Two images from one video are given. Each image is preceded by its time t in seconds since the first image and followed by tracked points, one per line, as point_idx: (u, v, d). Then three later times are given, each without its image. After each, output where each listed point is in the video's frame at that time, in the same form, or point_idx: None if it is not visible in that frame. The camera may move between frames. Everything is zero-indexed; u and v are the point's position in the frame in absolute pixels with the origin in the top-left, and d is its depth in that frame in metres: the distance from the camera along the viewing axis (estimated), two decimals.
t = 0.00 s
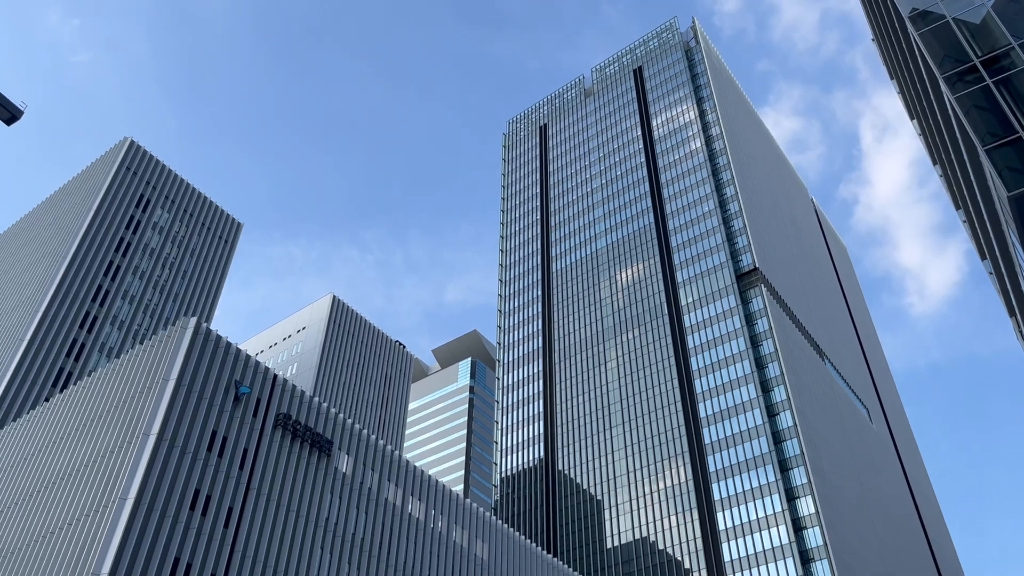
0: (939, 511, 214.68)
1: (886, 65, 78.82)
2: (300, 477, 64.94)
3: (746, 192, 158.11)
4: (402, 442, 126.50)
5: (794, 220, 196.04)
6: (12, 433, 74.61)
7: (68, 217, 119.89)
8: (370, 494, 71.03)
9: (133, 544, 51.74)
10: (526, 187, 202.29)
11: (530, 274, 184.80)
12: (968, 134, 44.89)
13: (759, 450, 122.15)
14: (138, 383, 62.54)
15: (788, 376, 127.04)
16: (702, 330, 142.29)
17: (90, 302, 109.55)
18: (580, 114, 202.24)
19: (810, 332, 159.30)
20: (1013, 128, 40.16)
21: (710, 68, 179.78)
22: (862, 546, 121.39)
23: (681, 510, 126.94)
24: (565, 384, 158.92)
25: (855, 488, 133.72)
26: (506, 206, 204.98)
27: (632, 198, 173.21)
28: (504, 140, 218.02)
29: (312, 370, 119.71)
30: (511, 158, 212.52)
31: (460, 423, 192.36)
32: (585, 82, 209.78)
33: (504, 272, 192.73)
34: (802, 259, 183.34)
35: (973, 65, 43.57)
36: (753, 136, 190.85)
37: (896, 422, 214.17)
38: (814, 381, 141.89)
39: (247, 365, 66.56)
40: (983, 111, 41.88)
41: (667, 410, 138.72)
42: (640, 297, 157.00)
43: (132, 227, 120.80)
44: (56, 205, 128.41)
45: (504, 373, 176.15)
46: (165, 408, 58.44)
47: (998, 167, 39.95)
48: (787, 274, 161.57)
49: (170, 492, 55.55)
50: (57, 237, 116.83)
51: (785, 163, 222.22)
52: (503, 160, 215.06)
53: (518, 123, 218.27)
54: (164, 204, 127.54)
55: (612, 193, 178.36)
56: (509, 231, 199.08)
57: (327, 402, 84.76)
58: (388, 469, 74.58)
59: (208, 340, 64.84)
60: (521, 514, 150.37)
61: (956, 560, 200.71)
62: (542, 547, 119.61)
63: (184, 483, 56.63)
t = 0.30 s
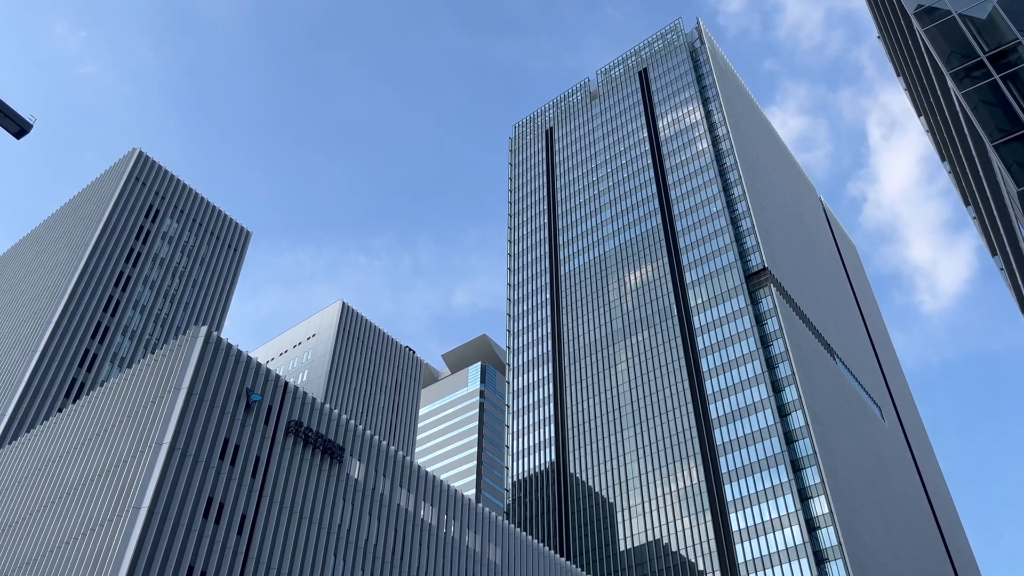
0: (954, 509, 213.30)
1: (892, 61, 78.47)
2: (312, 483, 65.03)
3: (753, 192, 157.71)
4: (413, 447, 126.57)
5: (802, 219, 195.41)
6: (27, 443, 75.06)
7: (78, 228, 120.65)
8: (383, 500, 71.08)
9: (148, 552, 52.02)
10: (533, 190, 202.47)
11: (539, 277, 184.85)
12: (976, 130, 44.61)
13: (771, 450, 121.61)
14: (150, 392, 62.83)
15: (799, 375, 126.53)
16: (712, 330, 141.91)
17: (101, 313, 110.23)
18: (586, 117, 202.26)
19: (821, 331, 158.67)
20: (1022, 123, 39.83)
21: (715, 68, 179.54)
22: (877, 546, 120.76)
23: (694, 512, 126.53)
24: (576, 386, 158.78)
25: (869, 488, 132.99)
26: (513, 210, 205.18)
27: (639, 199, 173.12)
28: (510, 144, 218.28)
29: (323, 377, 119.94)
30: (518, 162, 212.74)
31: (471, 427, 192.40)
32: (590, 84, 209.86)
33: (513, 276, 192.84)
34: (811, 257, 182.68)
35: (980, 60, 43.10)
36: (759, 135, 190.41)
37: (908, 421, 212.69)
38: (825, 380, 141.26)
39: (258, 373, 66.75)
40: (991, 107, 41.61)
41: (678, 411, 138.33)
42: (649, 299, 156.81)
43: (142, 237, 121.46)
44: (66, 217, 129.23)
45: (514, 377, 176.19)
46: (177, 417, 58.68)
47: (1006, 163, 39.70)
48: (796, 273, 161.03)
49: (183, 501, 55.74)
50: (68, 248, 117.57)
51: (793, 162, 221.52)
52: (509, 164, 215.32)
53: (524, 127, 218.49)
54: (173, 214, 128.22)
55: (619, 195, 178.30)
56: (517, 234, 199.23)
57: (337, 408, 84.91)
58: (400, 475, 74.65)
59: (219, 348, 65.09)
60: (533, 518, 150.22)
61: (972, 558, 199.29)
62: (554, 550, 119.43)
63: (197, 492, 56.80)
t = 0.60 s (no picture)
0: (972, 507, 211.49)
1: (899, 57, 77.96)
2: (325, 489, 65.12)
3: (763, 191, 157.14)
4: (427, 451, 126.68)
5: (813, 217, 194.59)
6: (43, 454, 75.61)
7: (90, 239, 121.50)
8: (397, 505, 71.16)
9: (164, 561, 52.27)
10: (542, 193, 202.62)
11: (549, 279, 184.80)
12: (987, 124, 44.33)
13: (786, 450, 120.95)
14: (164, 401, 63.15)
15: (812, 374, 125.89)
16: (724, 330, 141.42)
17: (114, 323, 110.98)
18: (594, 119, 202.14)
19: (833, 329, 157.88)
20: None
21: (723, 67, 179.07)
22: (894, 544, 119.94)
23: (708, 513, 126.00)
24: (588, 389, 158.61)
25: (885, 486, 132.09)
26: (522, 213, 205.28)
27: (648, 200, 172.87)
28: (519, 148, 218.52)
29: (335, 383, 120.23)
30: (526, 165, 212.90)
31: (484, 431, 192.42)
32: (597, 86, 209.85)
33: (523, 279, 192.90)
34: (822, 255, 181.79)
35: (990, 54, 42.65)
36: (768, 134, 189.81)
37: (924, 418, 211.15)
38: (839, 379, 140.45)
39: (271, 380, 67.00)
40: (1001, 101, 41.36)
41: (691, 412, 137.84)
42: (660, 300, 156.48)
43: (153, 246, 122.21)
44: (78, 228, 130.10)
45: (526, 380, 176.11)
46: (191, 425, 58.90)
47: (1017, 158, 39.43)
48: (807, 271, 160.27)
49: (199, 509, 55.97)
50: (81, 259, 118.40)
51: (802, 160, 220.68)
52: (518, 167, 215.56)
53: (531, 130, 218.72)
54: (184, 224, 128.95)
55: (628, 197, 178.11)
56: (526, 237, 199.30)
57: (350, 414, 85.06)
58: (414, 480, 74.72)
59: (231, 356, 65.40)
60: (547, 521, 149.98)
61: (991, 556, 197.55)
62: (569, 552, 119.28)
63: (212, 499, 57.06)
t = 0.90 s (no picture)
0: (991, 504, 209.51)
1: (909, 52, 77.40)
2: (340, 494, 65.26)
3: (774, 189, 156.47)
4: (441, 455, 126.73)
5: (824, 214, 193.60)
6: (59, 464, 76.13)
7: (104, 248, 122.38)
8: (412, 509, 71.26)
9: (181, 568, 52.47)
10: (552, 195, 202.63)
11: (560, 282, 184.70)
12: (998, 118, 43.97)
13: (801, 449, 120.26)
14: (179, 408, 63.51)
15: (826, 373, 125.18)
16: (736, 330, 140.84)
17: (129, 332, 111.72)
18: (602, 120, 201.89)
19: (847, 327, 156.95)
20: None
21: (731, 66, 178.46)
22: (912, 543, 119.05)
23: (724, 513, 125.43)
24: (601, 390, 158.36)
25: (902, 484, 131.13)
26: (532, 215, 205.34)
27: (659, 201, 172.49)
28: (528, 150, 218.66)
29: (349, 388, 120.53)
30: (535, 167, 212.97)
31: (497, 435, 192.43)
32: (605, 87, 209.70)
33: (534, 282, 192.87)
34: (834, 253, 180.73)
35: (1001, 48, 42.09)
36: (778, 132, 189.02)
37: (940, 415, 209.46)
38: (853, 377, 139.54)
39: (285, 387, 67.24)
40: (1012, 95, 40.99)
41: (705, 412, 137.30)
42: (672, 300, 156.04)
43: (166, 255, 122.97)
44: (91, 238, 131.07)
45: (539, 383, 175.97)
46: (206, 432, 59.18)
47: None
48: (820, 269, 159.40)
49: (215, 515, 56.24)
50: (94, 269, 119.27)
51: (813, 157, 219.60)
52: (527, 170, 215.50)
53: (540, 132, 218.82)
54: (196, 232, 129.72)
55: (639, 197, 177.79)
56: (537, 240, 199.30)
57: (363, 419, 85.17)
58: (428, 484, 74.81)
59: (245, 362, 65.68)
60: (563, 524, 149.74)
61: (1011, 554, 195.65)
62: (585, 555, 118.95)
63: (228, 505, 57.29)
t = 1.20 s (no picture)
0: (1009, 501, 207.67)
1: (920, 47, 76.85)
2: (354, 498, 65.42)
3: (785, 188, 155.78)
4: (454, 458, 126.71)
5: (836, 212, 192.66)
6: (76, 471, 76.64)
7: (117, 256, 123.18)
8: (426, 513, 71.33)
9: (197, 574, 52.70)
10: (562, 197, 202.60)
11: (571, 283, 184.60)
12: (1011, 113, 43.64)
13: (817, 448, 119.55)
14: (194, 414, 63.84)
15: (840, 371, 124.44)
16: (749, 330, 140.25)
17: (143, 339, 112.40)
18: (611, 121, 201.68)
19: (861, 325, 156.03)
20: None
21: (740, 65, 177.90)
22: (931, 541, 118.14)
23: (740, 514, 124.82)
24: (614, 392, 158.04)
25: (919, 482, 130.17)
26: (543, 217, 205.31)
27: (669, 201, 172.11)
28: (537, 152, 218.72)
29: (362, 393, 120.81)
30: (545, 169, 213.01)
31: (511, 437, 192.38)
32: (614, 88, 209.48)
33: (545, 284, 192.86)
34: (846, 250, 179.79)
35: (1012, 42, 41.58)
36: (788, 130, 188.25)
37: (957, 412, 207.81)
38: (868, 375, 138.64)
39: (299, 392, 67.47)
40: None
41: (719, 412, 136.72)
42: (684, 300, 155.58)
43: (178, 262, 123.67)
44: (104, 246, 132.00)
45: (552, 385, 175.78)
46: (220, 438, 59.43)
47: None
48: (832, 267, 158.56)
49: (231, 521, 56.48)
50: (108, 277, 120.05)
51: (824, 155, 218.61)
52: (537, 172, 215.63)
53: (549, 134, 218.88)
54: (208, 239, 130.42)
55: (649, 197, 177.47)
56: (547, 242, 199.27)
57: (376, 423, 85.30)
58: (442, 487, 74.88)
59: (258, 368, 65.97)
60: (578, 526, 149.44)
61: None
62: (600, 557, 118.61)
63: (244, 511, 57.52)
